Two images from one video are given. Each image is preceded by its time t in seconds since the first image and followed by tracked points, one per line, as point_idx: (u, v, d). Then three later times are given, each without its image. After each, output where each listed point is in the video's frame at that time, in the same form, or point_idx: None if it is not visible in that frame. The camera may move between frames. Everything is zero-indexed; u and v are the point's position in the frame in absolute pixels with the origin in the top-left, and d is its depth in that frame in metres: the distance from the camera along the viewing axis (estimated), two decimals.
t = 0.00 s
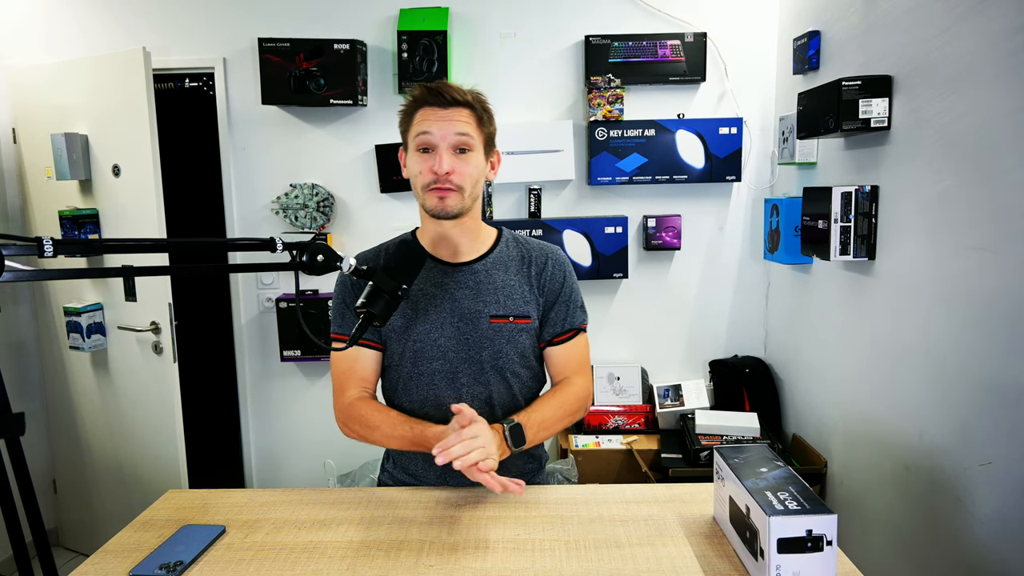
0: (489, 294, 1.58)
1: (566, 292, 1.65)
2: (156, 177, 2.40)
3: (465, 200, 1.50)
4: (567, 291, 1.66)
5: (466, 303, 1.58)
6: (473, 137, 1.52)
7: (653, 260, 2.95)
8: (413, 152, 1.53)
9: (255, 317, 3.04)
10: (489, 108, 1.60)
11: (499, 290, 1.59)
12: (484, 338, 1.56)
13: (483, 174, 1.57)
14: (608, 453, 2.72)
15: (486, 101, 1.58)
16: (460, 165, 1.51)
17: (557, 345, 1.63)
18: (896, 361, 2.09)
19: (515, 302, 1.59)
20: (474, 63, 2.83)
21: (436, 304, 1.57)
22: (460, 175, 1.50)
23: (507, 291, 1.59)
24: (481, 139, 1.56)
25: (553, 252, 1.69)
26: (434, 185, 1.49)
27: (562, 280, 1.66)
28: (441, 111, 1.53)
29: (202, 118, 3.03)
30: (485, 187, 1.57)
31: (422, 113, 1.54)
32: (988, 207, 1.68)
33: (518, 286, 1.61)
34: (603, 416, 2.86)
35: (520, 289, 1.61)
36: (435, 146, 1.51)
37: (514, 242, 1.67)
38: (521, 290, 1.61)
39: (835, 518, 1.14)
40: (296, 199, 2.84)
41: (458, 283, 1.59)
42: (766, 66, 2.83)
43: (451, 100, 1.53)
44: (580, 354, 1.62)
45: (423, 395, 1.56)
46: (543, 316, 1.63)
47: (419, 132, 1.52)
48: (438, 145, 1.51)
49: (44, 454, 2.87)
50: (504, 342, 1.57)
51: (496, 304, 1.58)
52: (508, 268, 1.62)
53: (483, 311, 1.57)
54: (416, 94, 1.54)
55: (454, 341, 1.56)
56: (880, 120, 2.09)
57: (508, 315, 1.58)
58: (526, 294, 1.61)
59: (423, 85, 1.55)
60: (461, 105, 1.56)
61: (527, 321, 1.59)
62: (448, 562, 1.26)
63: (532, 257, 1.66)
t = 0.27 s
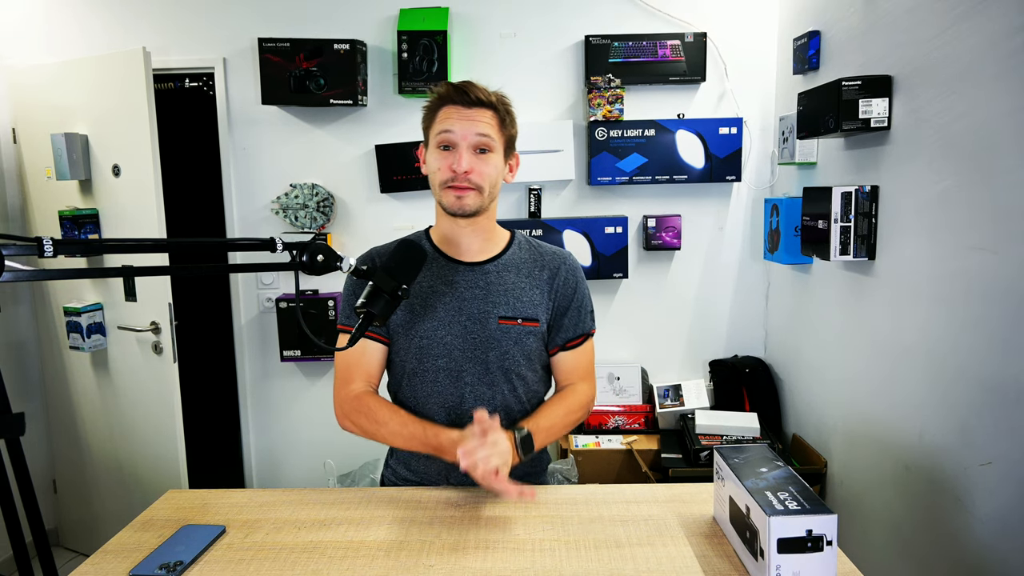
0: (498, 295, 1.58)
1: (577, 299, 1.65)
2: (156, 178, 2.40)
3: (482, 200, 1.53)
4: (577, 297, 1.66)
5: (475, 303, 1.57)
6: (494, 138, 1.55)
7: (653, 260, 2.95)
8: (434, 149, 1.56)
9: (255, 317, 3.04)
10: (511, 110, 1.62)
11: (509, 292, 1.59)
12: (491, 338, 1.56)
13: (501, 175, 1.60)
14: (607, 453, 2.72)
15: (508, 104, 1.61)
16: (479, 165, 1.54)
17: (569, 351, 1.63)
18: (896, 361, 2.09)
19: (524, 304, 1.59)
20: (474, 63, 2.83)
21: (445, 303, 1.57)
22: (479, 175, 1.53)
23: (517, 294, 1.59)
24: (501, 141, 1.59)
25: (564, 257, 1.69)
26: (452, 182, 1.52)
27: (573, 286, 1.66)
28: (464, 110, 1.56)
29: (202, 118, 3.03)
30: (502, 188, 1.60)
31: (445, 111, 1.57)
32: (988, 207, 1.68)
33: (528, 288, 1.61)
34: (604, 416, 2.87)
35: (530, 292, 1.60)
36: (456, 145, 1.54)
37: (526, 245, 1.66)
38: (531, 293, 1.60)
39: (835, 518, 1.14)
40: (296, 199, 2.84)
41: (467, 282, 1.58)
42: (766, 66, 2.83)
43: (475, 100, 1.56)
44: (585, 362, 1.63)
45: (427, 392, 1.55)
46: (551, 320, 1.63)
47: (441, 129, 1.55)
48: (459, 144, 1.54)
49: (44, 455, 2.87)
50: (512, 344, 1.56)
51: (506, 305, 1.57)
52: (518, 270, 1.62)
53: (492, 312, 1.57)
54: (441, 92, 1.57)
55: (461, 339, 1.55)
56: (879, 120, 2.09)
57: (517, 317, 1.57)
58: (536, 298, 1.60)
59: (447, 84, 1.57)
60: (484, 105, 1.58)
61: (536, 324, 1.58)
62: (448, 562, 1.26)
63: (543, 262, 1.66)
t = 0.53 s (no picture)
0: (505, 296, 1.58)
1: (586, 301, 1.66)
2: (156, 177, 2.40)
3: (488, 204, 1.53)
4: (586, 299, 1.67)
5: (482, 304, 1.57)
6: (498, 141, 1.54)
7: (653, 260, 2.95)
8: (438, 154, 1.56)
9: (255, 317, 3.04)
10: (514, 111, 1.61)
11: (517, 293, 1.58)
12: (499, 339, 1.56)
13: (506, 178, 1.59)
14: (607, 453, 2.73)
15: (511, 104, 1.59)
16: (483, 168, 1.53)
17: (578, 353, 1.65)
18: (896, 361, 2.09)
19: (531, 305, 1.58)
20: (474, 63, 2.83)
21: (452, 304, 1.57)
22: (483, 178, 1.52)
23: (524, 295, 1.58)
24: (505, 143, 1.58)
25: (571, 258, 1.69)
26: (458, 187, 1.52)
27: (581, 288, 1.66)
28: (467, 113, 1.55)
29: (202, 118, 3.03)
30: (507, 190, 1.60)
31: (448, 115, 1.56)
32: (988, 207, 1.68)
33: (535, 290, 1.60)
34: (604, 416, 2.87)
35: (537, 293, 1.60)
36: (460, 149, 1.53)
37: (533, 246, 1.66)
38: (538, 294, 1.60)
39: (835, 518, 1.14)
40: (296, 199, 2.84)
41: (474, 283, 1.58)
42: (766, 66, 2.83)
43: (477, 102, 1.54)
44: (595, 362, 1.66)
45: (434, 392, 1.56)
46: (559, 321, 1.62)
47: (444, 134, 1.54)
48: (463, 148, 1.53)
49: (44, 454, 2.87)
50: (519, 345, 1.56)
51: (513, 306, 1.57)
52: (525, 272, 1.61)
53: (499, 313, 1.57)
54: (443, 95, 1.56)
55: (468, 340, 1.55)
56: (880, 120, 2.09)
57: (523, 318, 1.57)
58: (543, 299, 1.60)
59: (449, 87, 1.56)
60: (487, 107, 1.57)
61: (543, 325, 1.58)
62: (448, 562, 1.26)
63: (550, 263, 1.65)
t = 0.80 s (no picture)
0: (504, 292, 1.57)
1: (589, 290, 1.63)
2: (156, 177, 2.41)
3: (475, 207, 1.50)
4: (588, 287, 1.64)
5: (482, 302, 1.57)
6: (477, 142, 1.50)
7: (653, 260, 2.95)
8: (420, 163, 1.54)
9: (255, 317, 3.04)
10: (492, 108, 1.56)
11: (515, 288, 1.58)
12: (499, 336, 1.56)
13: (492, 176, 1.55)
14: (607, 453, 2.73)
15: (489, 103, 1.55)
16: (465, 171, 1.50)
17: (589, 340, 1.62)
18: (896, 361, 2.09)
19: (530, 299, 1.58)
20: (474, 63, 2.83)
21: (452, 304, 1.58)
22: (466, 182, 1.49)
23: (523, 289, 1.58)
24: (486, 142, 1.54)
25: (571, 250, 1.67)
26: (442, 195, 1.50)
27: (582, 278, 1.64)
28: (443, 117, 1.51)
29: (202, 118, 3.03)
30: (496, 189, 1.56)
31: (424, 122, 1.54)
32: (988, 207, 1.68)
33: (534, 284, 1.59)
34: (603, 416, 2.85)
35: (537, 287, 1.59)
36: (439, 156, 1.51)
37: (532, 240, 1.65)
38: (538, 288, 1.59)
39: (835, 518, 1.14)
40: (296, 199, 2.84)
41: (473, 282, 1.58)
42: (766, 66, 2.83)
43: (452, 106, 1.51)
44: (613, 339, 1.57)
45: (438, 392, 1.57)
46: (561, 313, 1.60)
47: (423, 143, 1.52)
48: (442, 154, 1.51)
49: (44, 454, 2.87)
50: (519, 341, 1.56)
51: (512, 302, 1.57)
52: (524, 267, 1.60)
53: (499, 309, 1.57)
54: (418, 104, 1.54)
55: (469, 339, 1.55)
56: (879, 120, 2.09)
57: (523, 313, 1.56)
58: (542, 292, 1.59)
59: (423, 94, 1.54)
60: (463, 109, 1.53)
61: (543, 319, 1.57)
62: (447, 562, 1.26)
63: (549, 256, 1.64)
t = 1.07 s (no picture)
0: (502, 291, 1.57)
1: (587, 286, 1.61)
2: (156, 178, 2.41)
3: (472, 207, 1.50)
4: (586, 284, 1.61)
5: (480, 301, 1.57)
6: (469, 143, 1.50)
7: (653, 260, 2.95)
8: (415, 169, 1.54)
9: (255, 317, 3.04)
10: (483, 109, 1.57)
11: (513, 287, 1.57)
12: (497, 336, 1.55)
13: (487, 176, 1.54)
14: (608, 453, 2.73)
15: (478, 104, 1.55)
16: (460, 173, 1.50)
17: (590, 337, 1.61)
18: (896, 360, 2.09)
19: (528, 298, 1.57)
20: (474, 63, 2.83)
21: (450, 304, 1.58)
22: (461, 184, 1.49)
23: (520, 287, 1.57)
24: (479, 142, 1.53)
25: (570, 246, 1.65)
26: (438, 198, 1.49)
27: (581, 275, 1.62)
28: (434, 122, 1.52)
29: (202, 118, 3.03)
30: (492, 188, 1.55)
31: (417, 128, 1.55)
32: (988, 207, 1.68)
33: (531, 282, 1.58)
34: (603, 416, 2.85)
35: (534, 285, 1.58)
36: (433, 160, 1.51)
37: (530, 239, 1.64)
38: (535, 286, 1.58)
39: (835, 518, 1.14)
40: (296, 199, 2.84)
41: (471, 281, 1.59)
42: (766, 66, 2.83)
43: (442, 110, 1.52)
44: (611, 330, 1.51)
45: (437, 392, 1.57)
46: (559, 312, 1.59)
47: (416, 148, 1.53)
48: (435, 158, 1.51)
49: (44, 454, 2.87)
50: (517, 339, 1.55)
51: (509, 301, 1.56)
52: (522, 266, 1.60)
53: (496, 308, 1.56)
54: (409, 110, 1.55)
55: (466, 338, 1.55)
56: (879, 120, 2.09)
57: (520, 312, 1.56)
58: (539, 290, 1.58)
59: (413, 100, 1.55)
60: (453, 112, 1.54)
61: (540, 317, 1.56)
62: (447, 562, 1.26)
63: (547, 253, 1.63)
